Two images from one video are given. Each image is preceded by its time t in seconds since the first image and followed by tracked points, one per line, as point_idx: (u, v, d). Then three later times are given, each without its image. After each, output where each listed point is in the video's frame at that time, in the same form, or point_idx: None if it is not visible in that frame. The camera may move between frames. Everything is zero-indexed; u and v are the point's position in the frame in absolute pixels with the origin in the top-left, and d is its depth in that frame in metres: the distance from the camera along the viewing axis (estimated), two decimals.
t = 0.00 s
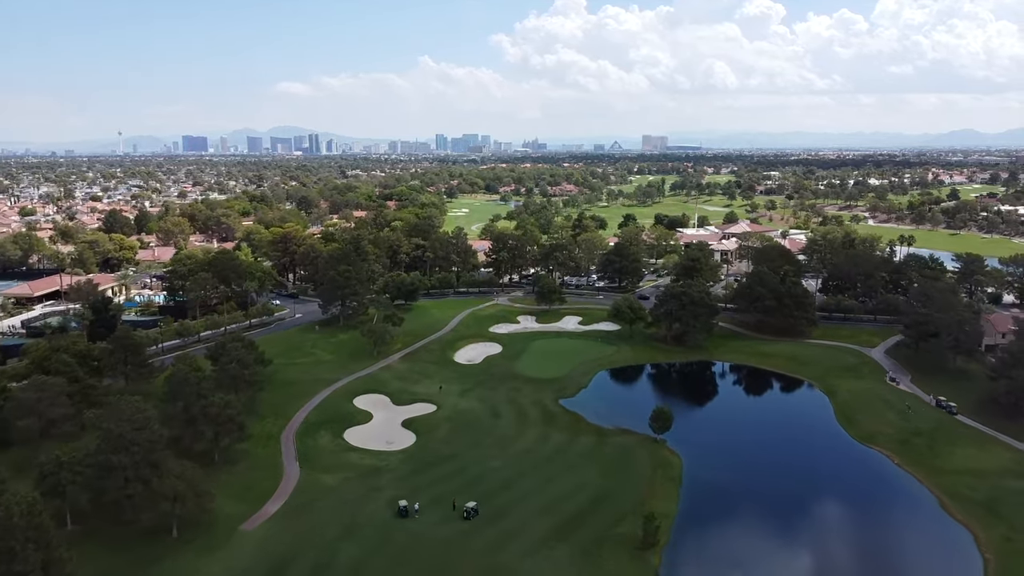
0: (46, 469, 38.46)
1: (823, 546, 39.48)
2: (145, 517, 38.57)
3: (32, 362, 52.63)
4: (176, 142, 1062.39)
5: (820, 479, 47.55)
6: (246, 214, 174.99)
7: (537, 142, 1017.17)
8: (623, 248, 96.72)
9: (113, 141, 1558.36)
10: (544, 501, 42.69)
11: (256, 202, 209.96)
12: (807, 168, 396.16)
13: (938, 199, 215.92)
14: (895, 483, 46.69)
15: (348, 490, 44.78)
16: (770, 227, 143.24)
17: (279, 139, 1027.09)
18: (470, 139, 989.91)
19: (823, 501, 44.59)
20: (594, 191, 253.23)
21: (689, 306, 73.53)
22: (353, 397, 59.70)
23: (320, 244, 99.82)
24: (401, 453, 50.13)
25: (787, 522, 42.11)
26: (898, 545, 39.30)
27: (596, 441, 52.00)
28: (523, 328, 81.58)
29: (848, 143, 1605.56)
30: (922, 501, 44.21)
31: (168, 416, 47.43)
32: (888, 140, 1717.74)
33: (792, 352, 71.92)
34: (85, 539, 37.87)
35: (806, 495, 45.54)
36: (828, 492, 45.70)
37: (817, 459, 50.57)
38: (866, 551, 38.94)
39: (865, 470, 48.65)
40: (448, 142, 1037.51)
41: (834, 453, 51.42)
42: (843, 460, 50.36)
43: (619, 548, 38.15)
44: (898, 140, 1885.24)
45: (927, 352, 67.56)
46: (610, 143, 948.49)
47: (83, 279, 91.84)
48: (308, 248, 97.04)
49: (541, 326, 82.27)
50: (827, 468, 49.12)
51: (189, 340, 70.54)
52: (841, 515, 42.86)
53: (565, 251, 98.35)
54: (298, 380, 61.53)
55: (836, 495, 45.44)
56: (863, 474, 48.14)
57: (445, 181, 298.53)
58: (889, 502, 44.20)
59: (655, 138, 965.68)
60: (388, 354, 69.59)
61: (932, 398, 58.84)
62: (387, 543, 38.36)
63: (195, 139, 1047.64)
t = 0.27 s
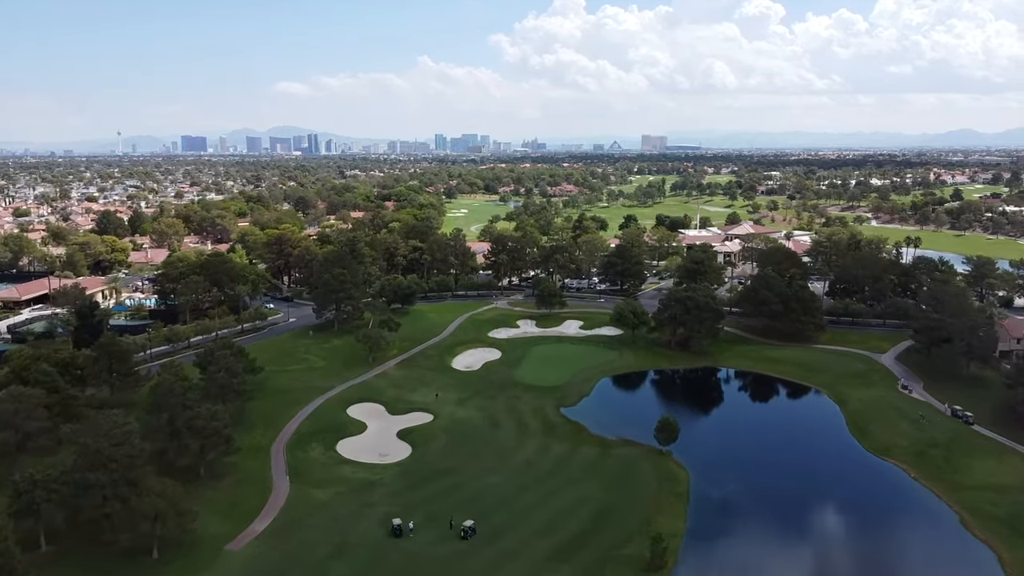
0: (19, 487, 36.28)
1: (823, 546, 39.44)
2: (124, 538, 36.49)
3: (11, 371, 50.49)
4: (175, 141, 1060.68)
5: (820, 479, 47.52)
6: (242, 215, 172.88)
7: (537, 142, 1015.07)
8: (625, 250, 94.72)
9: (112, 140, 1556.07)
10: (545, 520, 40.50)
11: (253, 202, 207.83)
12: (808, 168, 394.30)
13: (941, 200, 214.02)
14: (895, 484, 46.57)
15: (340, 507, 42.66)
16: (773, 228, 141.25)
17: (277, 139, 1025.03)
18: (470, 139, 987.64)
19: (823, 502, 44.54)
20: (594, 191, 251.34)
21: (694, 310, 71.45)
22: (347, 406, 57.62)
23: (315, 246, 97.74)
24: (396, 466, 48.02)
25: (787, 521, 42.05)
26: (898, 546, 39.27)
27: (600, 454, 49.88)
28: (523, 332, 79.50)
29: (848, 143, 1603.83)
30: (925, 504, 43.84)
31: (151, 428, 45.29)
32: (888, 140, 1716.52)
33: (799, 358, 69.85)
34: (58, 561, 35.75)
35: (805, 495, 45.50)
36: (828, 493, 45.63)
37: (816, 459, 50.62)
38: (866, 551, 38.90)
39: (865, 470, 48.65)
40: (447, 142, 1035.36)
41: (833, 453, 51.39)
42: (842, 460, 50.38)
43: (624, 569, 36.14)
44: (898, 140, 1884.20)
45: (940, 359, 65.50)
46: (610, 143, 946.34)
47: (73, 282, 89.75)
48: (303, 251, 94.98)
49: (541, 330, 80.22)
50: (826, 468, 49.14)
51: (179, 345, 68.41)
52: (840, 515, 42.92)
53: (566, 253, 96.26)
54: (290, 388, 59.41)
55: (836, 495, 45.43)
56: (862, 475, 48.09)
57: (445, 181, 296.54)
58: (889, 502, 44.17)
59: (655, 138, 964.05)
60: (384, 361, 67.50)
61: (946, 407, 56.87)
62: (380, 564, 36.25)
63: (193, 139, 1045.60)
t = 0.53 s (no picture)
0: None
1: (823, 546, 39.56)
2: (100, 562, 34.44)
3: None
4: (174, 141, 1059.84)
5: (818, 479, 47.58)
6: (239, 215, 170.72)
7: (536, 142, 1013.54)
8: (628, 252, 92.65)
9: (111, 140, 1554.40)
10: (546, 539, 38.61)
11: (249, 203, 205.74)
12: (809, 168, 392.30)
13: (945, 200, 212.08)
14: (895, 484, 46.56)
15: (331, 525, 40.54)
16: (776, 228, 139.18)
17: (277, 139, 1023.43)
18: (469, 139, 985.32)
19: (822, 502, 44.63)
20: (594, 192, 249.34)
21: (699, 314, 69.38)
22: (340, 415, 55.50)
23: (310, 248, 95.66)
24: (390, 481, 45.92)
25: (786, 521, 42.14)
26: (898, 546, 39.45)
27: (603, 467, 47.82)
28: (523, 337, 77.40)
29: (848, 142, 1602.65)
30: (926, 505, 43.71)
31: (133, 442, 43.19)
32: (888, 140, 1715.14)
33: (808, 364, 67.79)
34: None
35: (804, 495, 45.57)
36: (827, 493, 45.70)
37: (813, 459, 50.66)
38: (865, 552, 39.06)
39: (863, 469, 48.74)
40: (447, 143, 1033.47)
41: (831, 453, 51.40)
42: (839, 459, 50.41)
43: None
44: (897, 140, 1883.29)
45: (954, 365, 63.38)
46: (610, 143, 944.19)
47: (62, 285, 87.65)
48: (298, 252, 92.86)
49: (541, 335, 78.15)
50: (824, 468, 49.21)
51: (167, 351, 66.32)
52: (837, 515, 43.09)
53: (567, 255, 94.17)
54: (281, 397, 57.29)
55: (834, 495, 45.50)
56: (860, 474, 48.22)
57: (444, 181, 294.49)
58: (889, 502, 44.24)
59: (654, 138, 962.16)
60: (379, 367, 65.35)
61: (962, 416, 54.84)
62: None
63: (192, 139, 1043.90)
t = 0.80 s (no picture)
0: None
1: (824, 547, 39.59)
2: None
3: None
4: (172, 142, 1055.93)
5: (819, 479, 47.52)
6: (235, 216, 168.71)
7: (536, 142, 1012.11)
8: (630, 254, 90.57)
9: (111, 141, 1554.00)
10: (550, 559, 36.54)
11: (246, 203, 203.82)
12: (811, 168, 390.29)
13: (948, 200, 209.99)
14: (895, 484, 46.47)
15: (321, 544, 38.42)
16: (780, 229, 137.18)
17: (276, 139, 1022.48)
18: (469, 139, 983.24)
19: (822, 502, 44.59)
20: (595, 192, 247.36)
21: (704, 319, 67.34)
22: (333, 426, 53.38)
23: (306, 250, 93.50)
24: (384, 496, 43.76)
25: (786, 520, 42.13)
26: (899, 546, 39.50)
27: (607, 480, 45.85)
28: (524, 342, 75.26)
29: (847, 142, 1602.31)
30: (928, 506, 43.60)
31: (114, 456, 41.06)
32: (888, 140, 1713.85)
33: (817, 370, 65.74)
34: None
35: (804, 495, 45.53)
36: (827, 493, 45.64)
37: (813, 459, 50.58)
38: (865, 553, 39.12)
39: (863, 469, 48.71)
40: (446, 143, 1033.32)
41: (831, 453, 51.35)
42: (839, 459, 50.37)
43: None
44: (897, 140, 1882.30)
45: (968, 372, 61.33)
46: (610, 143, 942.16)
47: (50, 288, 85.58)
48: (293, 254, 90.75)
49: (542, 340, 76.07)
50: (824, 468, 49.15)
51: (156, 358, 64.22)
52: (837, 514, 43.13)
53: (568, 257, 92.05)
54: (272, 406, 55.17)
55: (834, 495, 45.49)
56: (860, 473, 48.20)
57: (443, 181, 292.60)
58: (889, 503, 44.20)
59: (655, 138, 959.83)
60: (374, 374, 63.17)
61: (980, 426, 52.85)
62: None
63: (191, 140, 1041.66)
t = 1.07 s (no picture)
0: None
1: (823, 546, 39.53)
2: None
3: None
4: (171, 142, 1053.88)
5: (817, 478, 47.39)
6: (231, 217, 166.60)
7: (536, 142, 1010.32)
8: (632, 256, 88.48)
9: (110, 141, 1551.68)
10: None
11: (243, 204, 201.73)
12: (812, 168, 388.27)
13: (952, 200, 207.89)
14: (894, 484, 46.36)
15: (309, 565, 36.30)
16: (783, 231, 135.13)
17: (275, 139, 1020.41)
18: (468, 139, 980.97)
19: (821, 501, 44.47)
20: (595, 193, 245.23)
21: (710, 324, 65.23)
22: (325, 437, 51.26)
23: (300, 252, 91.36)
24: (377, 513, 41.64)
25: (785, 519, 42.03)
26: (898, 546, 39.51)
27: (612, 494, 43.83)
28: (524, 347, 73.13)
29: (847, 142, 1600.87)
30: (927, 506, 43.49)
31: (92, 473, 38.96)
32: (887, 140, 1713.90)
33: (826, 377, 63.65)
34: None
35: (803, 494, 45.45)
36: (827, 491, 45.55)
37: (811, 458, 50.42)
38: (864, 553, 39.05)
39: (861, 468, 48.63)
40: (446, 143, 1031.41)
41: (829, 452, 51.20)
42: (836, 458, 50.26)
43: None
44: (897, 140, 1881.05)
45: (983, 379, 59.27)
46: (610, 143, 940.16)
47: (38, 291, 83.44)
48: (287, 256, 88.59)
49: (542, 345, 73.98)
50: (822, 467, 48.98)
51: (143, 365, 62.11)
52: (836, 514, 43.07)
53: (568, 259, 89.91)
54: (262, 416, 53.07)
55: (833, 495, 45.38)
56: (858, 472, 48.12)
57: (442, 182, 290.54)
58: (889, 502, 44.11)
59: (654, 138, 957.68)
60: (369, 382, 60.99)
61: (998, 436, 50.84)
62: None
63: (190, 140, 1039.58)
